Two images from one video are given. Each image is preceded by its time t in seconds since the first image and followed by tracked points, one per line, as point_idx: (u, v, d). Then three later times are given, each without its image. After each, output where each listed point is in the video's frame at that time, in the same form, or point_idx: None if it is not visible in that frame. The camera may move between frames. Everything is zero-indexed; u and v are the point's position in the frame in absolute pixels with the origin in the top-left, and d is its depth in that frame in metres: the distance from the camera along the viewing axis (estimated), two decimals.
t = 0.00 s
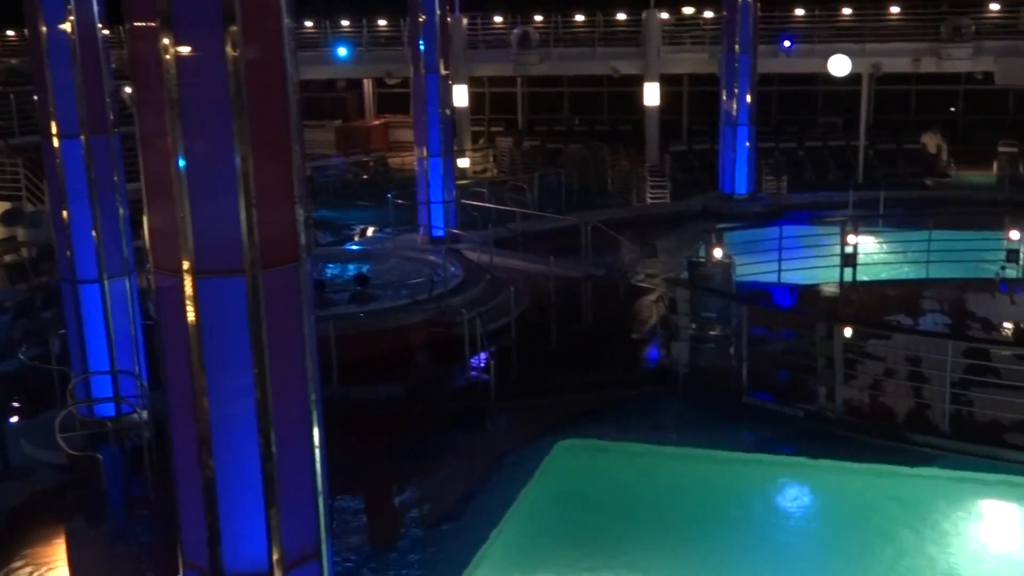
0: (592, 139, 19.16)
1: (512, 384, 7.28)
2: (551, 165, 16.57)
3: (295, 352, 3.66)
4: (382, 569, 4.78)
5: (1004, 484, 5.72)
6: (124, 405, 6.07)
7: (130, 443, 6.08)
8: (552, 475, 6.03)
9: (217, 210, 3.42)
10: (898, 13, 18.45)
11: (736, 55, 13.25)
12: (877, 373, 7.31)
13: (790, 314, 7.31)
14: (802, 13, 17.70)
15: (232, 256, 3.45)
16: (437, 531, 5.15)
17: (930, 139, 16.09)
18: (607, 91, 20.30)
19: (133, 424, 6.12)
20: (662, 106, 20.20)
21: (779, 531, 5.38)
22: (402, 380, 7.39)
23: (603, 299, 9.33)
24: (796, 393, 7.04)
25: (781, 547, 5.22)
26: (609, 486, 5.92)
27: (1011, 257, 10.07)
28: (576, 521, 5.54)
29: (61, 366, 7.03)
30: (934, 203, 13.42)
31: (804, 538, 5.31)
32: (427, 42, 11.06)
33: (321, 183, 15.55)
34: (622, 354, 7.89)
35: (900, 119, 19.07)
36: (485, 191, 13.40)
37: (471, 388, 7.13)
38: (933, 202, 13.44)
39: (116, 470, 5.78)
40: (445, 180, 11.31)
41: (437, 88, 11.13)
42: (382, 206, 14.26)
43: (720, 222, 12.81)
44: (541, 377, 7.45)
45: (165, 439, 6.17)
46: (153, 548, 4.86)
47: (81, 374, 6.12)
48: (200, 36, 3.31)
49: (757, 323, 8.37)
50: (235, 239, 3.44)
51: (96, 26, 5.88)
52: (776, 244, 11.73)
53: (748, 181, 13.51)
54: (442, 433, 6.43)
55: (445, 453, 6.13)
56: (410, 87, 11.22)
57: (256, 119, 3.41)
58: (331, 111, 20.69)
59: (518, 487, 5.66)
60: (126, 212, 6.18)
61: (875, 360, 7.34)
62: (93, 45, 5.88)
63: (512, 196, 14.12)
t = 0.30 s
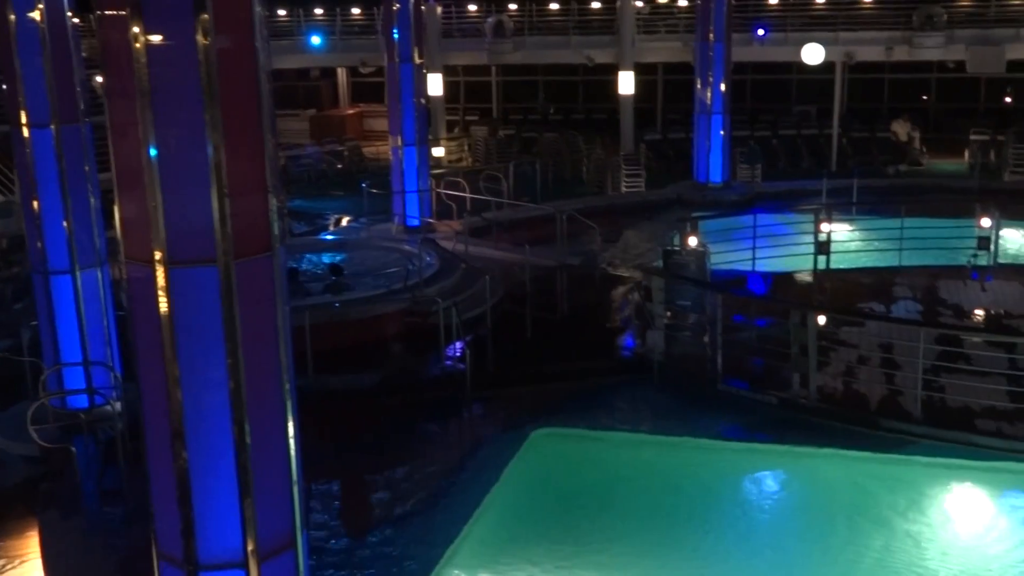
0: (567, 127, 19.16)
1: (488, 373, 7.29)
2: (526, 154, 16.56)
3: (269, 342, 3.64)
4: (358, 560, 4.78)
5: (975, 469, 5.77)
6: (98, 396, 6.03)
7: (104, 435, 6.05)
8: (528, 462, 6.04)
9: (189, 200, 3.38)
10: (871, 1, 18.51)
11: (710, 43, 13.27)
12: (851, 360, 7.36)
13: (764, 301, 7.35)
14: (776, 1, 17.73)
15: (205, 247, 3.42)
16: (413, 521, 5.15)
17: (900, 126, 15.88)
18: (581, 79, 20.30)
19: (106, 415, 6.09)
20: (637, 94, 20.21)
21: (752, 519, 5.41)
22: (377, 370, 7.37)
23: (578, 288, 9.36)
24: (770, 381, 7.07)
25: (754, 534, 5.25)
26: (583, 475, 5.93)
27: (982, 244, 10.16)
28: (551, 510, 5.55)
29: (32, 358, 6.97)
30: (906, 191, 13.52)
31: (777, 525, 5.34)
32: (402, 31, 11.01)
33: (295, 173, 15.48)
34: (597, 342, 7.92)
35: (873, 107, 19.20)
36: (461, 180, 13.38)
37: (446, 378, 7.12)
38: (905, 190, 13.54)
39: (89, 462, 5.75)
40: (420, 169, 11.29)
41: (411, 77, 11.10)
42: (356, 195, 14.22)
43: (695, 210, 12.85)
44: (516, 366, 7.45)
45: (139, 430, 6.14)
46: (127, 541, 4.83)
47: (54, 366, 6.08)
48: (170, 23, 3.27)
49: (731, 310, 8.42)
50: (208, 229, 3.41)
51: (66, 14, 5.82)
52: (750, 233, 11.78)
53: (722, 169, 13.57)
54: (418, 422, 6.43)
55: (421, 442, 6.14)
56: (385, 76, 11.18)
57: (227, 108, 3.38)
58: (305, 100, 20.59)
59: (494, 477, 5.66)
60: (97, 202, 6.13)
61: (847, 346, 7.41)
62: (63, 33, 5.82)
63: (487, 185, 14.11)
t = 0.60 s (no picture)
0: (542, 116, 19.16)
1: (465, 362, 7.30)
2: (502, 144, 16.57)
3: (245, 333, 3.57)
4: (335, 551, 4.78)
5: (947, 454, 5.84)
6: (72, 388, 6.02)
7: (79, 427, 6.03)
8: (505, 451, 6.07)
9: (163, 190, 3.32)
10: None
11: (685, 32, 13.26)
12: (825, 347, 7.41)
13: (738, 289, 7.40)
14: None
15: (179, 237, 3.36)
16: (390, 511, 5.15)
17: (870, 115, 16.39)
18: (557, 68, 20.31)
19: (81, 406, 6.07)
20: (613, 83, 20.22)
21: (726, 504, 5.45)
22: (353, 361, 7.36)
23: (555, 277, 9.38)
24: (745, 369, 7.11)
25: (731, 520, 5.28)
26: (562, 463, 5.96)
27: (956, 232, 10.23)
28: (529, 498, 5.57)
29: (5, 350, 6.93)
30: (881, 179, 13.60)
31: (754, 511, 5.38)
32: (376, 20, 10.97)
33: (270, 163, 15.39)
34: (573, 331, 7.94)
35: (847, 95, 19.27)
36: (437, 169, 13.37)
37: (422, 368, 7.13)
38: (878, 178, 13.64)
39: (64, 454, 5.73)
40: (396, 159, 11.28)
41: (386, 66, 11.07)
42: (332, 185, 14.19)
43: (671, 199, 12.89)
44: (494, 356, 7.45)
45: (114, 421, 6.13)
46: (101, 536, 4.81)
47: (27, 358, 6.05)
48: (143, 13, 3.20)
49: (706, 298, 8.47)
50: (182, 219, 3.35)
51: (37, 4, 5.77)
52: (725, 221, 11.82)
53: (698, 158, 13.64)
54: (394, 412, 6.44)
55: (398, 432, 6.15)
56: (359, 65, 11.14)
57: (201, 98, 3.31)
58: (279, 90, 20.46)
59: (471, 467, 5.67)
60: (70, 192, 6.10)
61: (821, 333, 7.47)
62: (33, 24, 5.77)
63: (464, 174, 14.11)
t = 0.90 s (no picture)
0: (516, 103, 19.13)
1: (441, 350, 7.28)
2: (476, 131, 16.55)
3: (217, 323, 3.42)
4: (310, 538, 4.79)
5: (920, 435, 5.90)
6: (44, 379, 5.97)
7: (51, 418, 5.98)
8: (480, 439, 6.08)
9: (132, 178, 3.17)
10: None
11: (658, 18, 13.21)
12: (799, 331, 7.46)
13: (713, 275, 7.42)
14: None
15: (149, 226, 3.20)
16: (366, 499, 5.15)
17: (836, 101, 16.32)
18: (531, 55, 20.29)
19: (54, 397, 6.03)
20: (587, 70, 20.21)
21: (701, 488, 5.48)
22: (328, 349, 7.34)
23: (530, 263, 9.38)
24: (720, 353, 7.15)
25: (706, 504, 5.32)
26: (539, 449, 5.98)
27: (927, 216, 10.31)
28: (505, 483, 5.58)
29: None
30: (853, 164, 13.68)
31: (728, 494, 5.42)
32: (349, 6, 10.90)
33: (242, 151, 15.31)
34: (549, 317, 7.94)
35: (819, 81, 19.38)
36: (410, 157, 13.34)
37: (398, 356, 7.12)
38: (851, 163, 13.71)
39: (36, 445, 5.68)
40: (370, 146, 11.23)
41: (359, 53, 11.02)
42: (306, 173, 14.13)
43: (645, 185, 12.91)
44: (469, 343, 7.45)
45: (87, 412, 6.09)
46: (74, 527, 4.77)
47: None
48: None
49: (681, 284, 8.48)
50: (152, 208, 3.19)
51: None
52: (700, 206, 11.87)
53: (672, 144, 13.64)
54: (370, 400, 6.42)
55: (373, 420, 6.13)
56: (332, 52, 11.08)
57: (171, 85, 3.15)
58: (250, 78, 20.35)
59: (447, 453, 5.68)
60: (39, 181, 6.04)
61: (795, 318, 7.50)
62: None
63: (438, 162, 14.09)
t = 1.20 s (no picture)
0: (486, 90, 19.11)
1: (412, 338, 7.26)
2: (445, 118, 16.51)
3: (185, 311, 3.27)
4: (282, 529, 4.76)
5: (887, 418, 5.95)
6: (10, 371, 5.93)
7: (18, 411, 5.93)
8: (451, 425, 6.09)
9: (96, 167, 3.02)
10: None
11: (627, 4, 13.29)
12: (768, 316, 7.50)
13: (683, 261, 7.44)
14: None
15: (115, 216, 3.05)
16: (337, 487, 5.15)
17: (802, 87, 16.29)
18: (499, 41, 20.27)
19: (20, 390, 5.98)
20: (555, 57, 20.22)
21: (673, 472, 5.51)
22: (298, 338, 7.31)
23: (500, 251, 9.38)
24: (690, 338, 7.18)
25: (677, 488, 5.35)
26: (510, 435, 5.99)
27: (894, 200, 10.40)
28: (476, 470, 5.60)
29: None
30: (821, 149, 13.78)
31: (699, 477, 5.45)
32: None
33: (210, 139, 15.21)
34: (520, 304, 7.94)
35: (788, 66, 19.47)
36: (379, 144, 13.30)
37: (368, 344, 7.10)
38: (819, 148, 13.81)
39: (3, 439, 5.63)
40: (338, 134, 11.17)
41: (327, 40, 10.97)
42: (274, 161, 14.06)
43: (614, 171, 12.94)
44: (440, 330, 7.44)
45: (54, 404, 6.04)
46: (43, 522, 4.72)
47: None
48: None
49: (651, 270, 8.50)
50: (118, 197, 3.05)
51: None
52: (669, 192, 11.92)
53: (641, 130, 13.69)
54: (340, 389, 6.40)
55: (344, 409, 6.11)
56: (299, 39, 11.02)
57: (134, 72, 3.02)
58: (218, 65, 20.19)
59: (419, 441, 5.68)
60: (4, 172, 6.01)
61: (765, 302, 7.54)
62: None
63: (407, 149, 14.06)
